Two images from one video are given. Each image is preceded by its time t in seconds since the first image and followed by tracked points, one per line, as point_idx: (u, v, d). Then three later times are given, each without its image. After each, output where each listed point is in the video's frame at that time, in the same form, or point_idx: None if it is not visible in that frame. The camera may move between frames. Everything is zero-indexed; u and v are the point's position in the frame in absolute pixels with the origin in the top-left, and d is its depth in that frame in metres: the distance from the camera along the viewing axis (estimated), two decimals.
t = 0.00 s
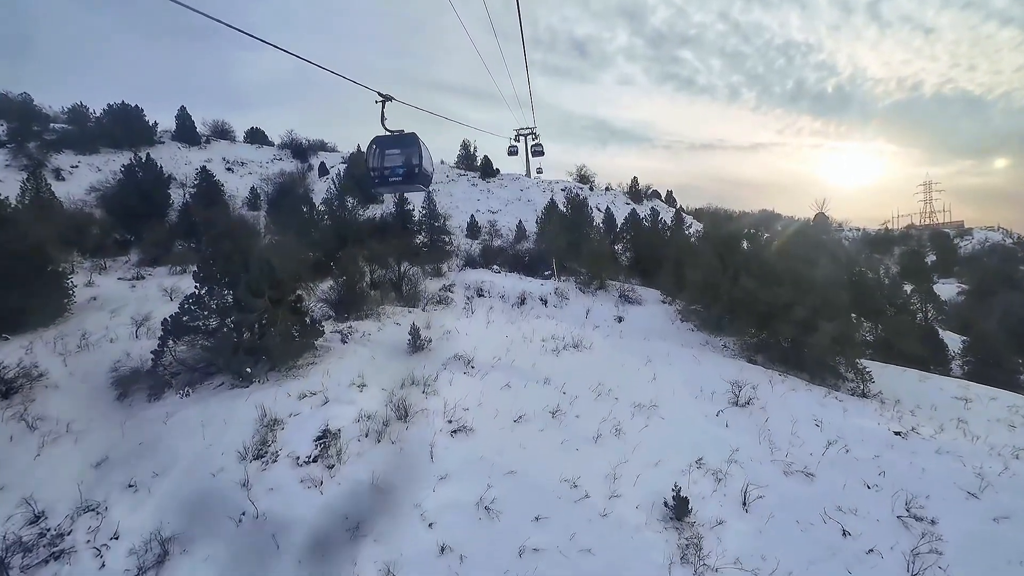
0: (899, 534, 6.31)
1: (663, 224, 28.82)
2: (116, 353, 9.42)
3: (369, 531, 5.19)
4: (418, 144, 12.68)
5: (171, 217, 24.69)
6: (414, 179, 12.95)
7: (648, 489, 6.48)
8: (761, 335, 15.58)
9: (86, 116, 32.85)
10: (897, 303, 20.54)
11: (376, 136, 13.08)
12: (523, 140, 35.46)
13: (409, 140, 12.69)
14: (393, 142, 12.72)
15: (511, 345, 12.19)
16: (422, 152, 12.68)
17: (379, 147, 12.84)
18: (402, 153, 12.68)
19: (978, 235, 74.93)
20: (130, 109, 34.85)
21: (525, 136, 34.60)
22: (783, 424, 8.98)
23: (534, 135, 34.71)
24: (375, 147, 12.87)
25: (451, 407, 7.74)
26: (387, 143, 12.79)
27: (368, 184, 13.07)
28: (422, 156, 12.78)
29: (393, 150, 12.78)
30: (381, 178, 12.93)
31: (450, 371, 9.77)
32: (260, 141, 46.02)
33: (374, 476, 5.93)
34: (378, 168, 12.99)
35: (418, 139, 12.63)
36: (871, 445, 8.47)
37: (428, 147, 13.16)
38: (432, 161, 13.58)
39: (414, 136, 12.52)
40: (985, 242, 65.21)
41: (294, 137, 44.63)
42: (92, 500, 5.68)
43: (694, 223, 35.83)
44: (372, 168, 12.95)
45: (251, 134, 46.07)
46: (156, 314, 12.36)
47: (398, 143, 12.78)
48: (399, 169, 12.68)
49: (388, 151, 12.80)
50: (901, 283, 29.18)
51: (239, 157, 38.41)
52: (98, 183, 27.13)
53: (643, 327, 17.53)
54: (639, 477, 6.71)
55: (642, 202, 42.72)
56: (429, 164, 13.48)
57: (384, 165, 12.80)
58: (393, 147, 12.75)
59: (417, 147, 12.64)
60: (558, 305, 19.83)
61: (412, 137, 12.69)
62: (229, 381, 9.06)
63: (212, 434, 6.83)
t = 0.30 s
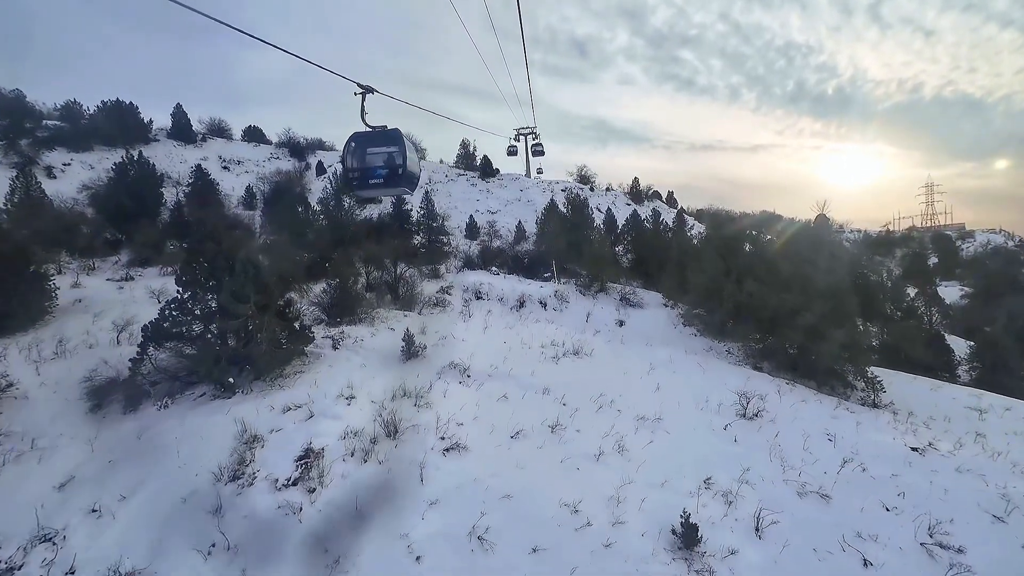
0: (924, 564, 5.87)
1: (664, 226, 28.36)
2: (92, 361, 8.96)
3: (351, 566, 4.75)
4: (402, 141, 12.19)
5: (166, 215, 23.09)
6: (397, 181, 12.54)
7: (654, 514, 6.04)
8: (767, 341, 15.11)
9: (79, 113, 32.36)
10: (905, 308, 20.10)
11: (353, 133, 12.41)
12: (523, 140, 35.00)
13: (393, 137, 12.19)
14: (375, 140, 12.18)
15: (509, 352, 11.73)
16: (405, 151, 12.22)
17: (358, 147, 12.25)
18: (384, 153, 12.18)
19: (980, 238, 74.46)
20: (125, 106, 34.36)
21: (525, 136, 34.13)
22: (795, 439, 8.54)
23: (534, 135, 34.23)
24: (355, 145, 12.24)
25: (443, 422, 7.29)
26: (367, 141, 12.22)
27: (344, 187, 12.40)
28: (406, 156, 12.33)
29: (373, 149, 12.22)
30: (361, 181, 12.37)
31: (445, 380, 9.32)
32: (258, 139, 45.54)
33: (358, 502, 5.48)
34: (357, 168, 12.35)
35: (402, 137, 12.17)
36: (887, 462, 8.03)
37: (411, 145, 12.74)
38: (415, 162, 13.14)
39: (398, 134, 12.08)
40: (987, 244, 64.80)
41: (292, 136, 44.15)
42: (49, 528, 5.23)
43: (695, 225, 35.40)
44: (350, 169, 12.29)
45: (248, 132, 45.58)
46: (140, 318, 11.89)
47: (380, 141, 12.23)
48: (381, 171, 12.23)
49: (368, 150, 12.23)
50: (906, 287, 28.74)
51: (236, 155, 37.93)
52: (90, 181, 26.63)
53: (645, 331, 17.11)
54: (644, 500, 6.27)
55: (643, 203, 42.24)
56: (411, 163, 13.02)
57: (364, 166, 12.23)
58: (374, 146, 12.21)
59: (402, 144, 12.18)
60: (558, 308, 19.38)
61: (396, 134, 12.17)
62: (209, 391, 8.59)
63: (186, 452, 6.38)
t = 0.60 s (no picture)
0: None
1: (666, 228, 27.93)
2: (65, 369, 8.51)
3: None
4: (379, 140, 11.62)
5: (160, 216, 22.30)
6: (372, 185, 11.91)
7: (660, 544, 5.59)
8: (772, 349, 14.69)
9: (72, 109, 31.83)
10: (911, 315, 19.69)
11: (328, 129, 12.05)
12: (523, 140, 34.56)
13: (369, 134, 11.71)
14: (350, 138, 11.72)
15: (506, 360, 11.28)
16: (383, 150, 11.63)
17: (332, 144, 11.83)
18: (360, 151, 11.69)
19: (981, 242, 74.13)
20: (119, 102, 33.84)
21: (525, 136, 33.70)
22: (806, 458, 8.10)
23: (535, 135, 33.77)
24: (331, 144, 11.79)
25: (435, 439, 6.85)
26: (342, 139, 11.78)
27: (317, 187, 11.95)
28: (382, 155, 11.75)
29: (348, 147, 11.75)
30: (334, 181, 11.87)
31: (438, 392, 8.87)
32: (255, 137, 45.03)
33: (338, 532, 5.05)
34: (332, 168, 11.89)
35: (381, 133, 11.63)
36: (904, 483, 7.60)
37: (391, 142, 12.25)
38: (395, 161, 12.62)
39: (375, 130, 11.58)
40: (989, 248, 64.45)
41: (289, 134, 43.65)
42: None
43: (697, 227, 34.98)
44: (323, 168, 11.85)
45: (245, 130, 45.08)
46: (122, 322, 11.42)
47: (357, 140, 11.72)
48: (354, 171, 11.72)
49: (342, 149, 11.77)
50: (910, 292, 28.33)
51: (232, 153, 37.43)
52: (81, 179, 26.11)
53: (646, 337, 16.70)
54: (649, 528, 5.82)
55: (644, 205, 41.81)
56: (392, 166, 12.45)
57: (338, 165, 11.77)
58: (349, 143, 11.75)
59: (380, 141, 11.64)
60: (557, 312, 18.96)
61: (373, 132, 11.63)
62: (188, 403, 8.14)
63: (156, 473, 5.94)
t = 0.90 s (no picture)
0: None
1: (667, 230, 27.51)
2: (34, 379, 8.03)
3: None
4: (346, 139, 10.90)
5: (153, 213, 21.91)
6: (337, 188, 11.33)
7: None
8: (778, 356, 14.26)
9: (64, 105, 31.32)
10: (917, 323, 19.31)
11: (289, 120, 11.22)
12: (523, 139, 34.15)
13: (336, 128, 10.91)
14: (315, 133, 10.96)
15: (503, 368, 10.83)
16: (350, 149, 10.93)
17: (295, 139, 11.06)
18: (326, 149, 10.99)
19: (982, 246, 73.97)
20: (112, 98, 33.32)
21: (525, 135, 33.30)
22: (818, 476, 7.68)
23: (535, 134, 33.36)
24: (295, 141, 11.05)
25: (424, 459, 6.39)
26: (306, 133, 11.00)
27: (279, 187, 11.32)
28: (349, 156, 11.06)
29: (313, 145, 11.04)
30: (299, 181, 11.26)
31: (430, 403, 8.41)
32: (252, 135, 44.53)
33: (313, 569, 4.60)
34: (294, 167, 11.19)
35: (349, 128, 10.86)
36: (924, 506, 7.16)
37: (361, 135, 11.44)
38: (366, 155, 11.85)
39: (342, 125, 10.79)
40: (989, 252, 64.19)
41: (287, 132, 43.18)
42: None
43: (698, 229, 34.54)
44: (284, 166, 11.15)
45: (242, 128, 44.57)
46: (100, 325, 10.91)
47: (322, 137, 11.00)
48: (320, 172, 11.10)
49: (306, 147, 11.05)
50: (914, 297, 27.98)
51: (228, 151, 36.93)
52: (71, 176, 25.60)
53: (647, 342, 16.27)
54: (656, 561, 5.36)
55: (644, 206, 41.42)
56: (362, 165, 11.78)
57: (301, 165, 11.12)
58: (314, 139, 10.99)
59: (348, 137, 10.88)
60: (556, 315, 18.53)
61: (340, 129, 10.89)
62: (163, 416, 7.66)
63: (120, 498, 5.49)
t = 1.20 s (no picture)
0: None
1: (668, 234, 27.06)
2: None
3: None
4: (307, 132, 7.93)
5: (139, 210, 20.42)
6: (285, 193, 8.04)
7: None
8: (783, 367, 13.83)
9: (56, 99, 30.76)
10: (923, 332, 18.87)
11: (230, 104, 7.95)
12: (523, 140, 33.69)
13: (298, 117, 7.83)
14: (268, 120, 7.78)
15: (499, 378, 10.36)
16: (309, 143, 7.87)
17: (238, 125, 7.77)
18: (279, 143, 7.93)
19: (982, 252, 73.89)
20: (106, 93, 32.76)
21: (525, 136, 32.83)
22: (829, 500, 7.25)
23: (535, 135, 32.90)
24: (236, 131, 7.86)
25: (411, 482, 5.94)
26: (257, 120, 7.78)
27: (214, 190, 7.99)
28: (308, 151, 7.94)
29: (265, 138, 7.93)
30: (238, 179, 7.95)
31: (421, 417, 7.96)
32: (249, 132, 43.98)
33: None
34: (232, 166, 7.96)
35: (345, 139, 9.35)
36: (942, 535, 6.72)
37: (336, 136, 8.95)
38: (337, 156, 9.03)
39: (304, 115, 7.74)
40: (990, 259, 63.86)
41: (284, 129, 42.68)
42: None
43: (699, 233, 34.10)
44: (221, 163, 7.86)
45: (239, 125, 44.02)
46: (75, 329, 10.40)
47: (277, 128, 7.86)
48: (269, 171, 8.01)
49: (255, 140, 7.94)
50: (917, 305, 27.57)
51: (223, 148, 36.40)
52: (61, 171, 25.06)
53: (647, 350, 15.83)
54: None
55: (645, 209, 40.97)
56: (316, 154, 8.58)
57: (248, 163, 7.96)
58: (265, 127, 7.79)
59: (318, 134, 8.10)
60: (554, 320, 18.06)
61: (298, 116, 7.80)
62: (133, 429, 7.20)
63: (75, 526, 5.05)
